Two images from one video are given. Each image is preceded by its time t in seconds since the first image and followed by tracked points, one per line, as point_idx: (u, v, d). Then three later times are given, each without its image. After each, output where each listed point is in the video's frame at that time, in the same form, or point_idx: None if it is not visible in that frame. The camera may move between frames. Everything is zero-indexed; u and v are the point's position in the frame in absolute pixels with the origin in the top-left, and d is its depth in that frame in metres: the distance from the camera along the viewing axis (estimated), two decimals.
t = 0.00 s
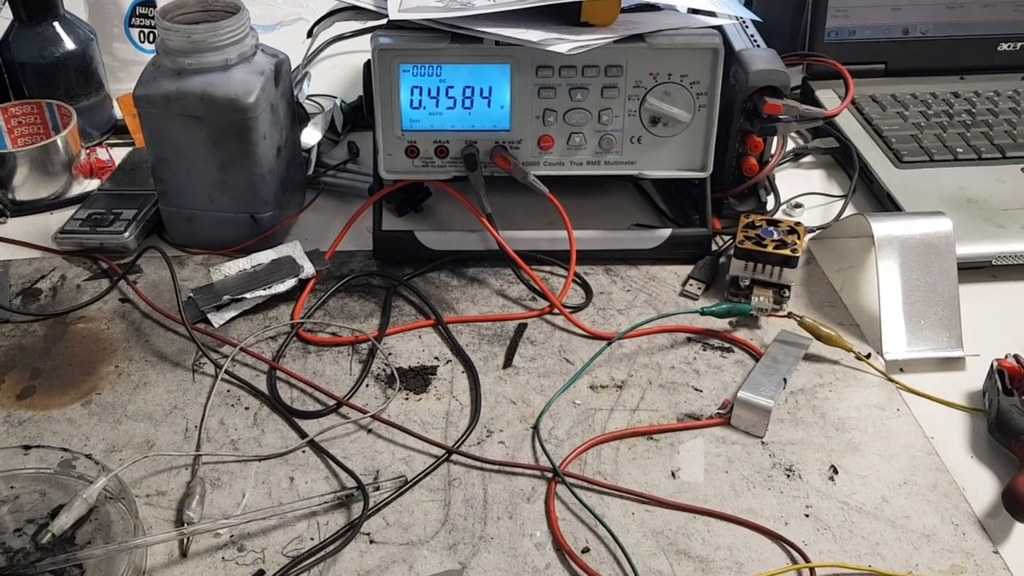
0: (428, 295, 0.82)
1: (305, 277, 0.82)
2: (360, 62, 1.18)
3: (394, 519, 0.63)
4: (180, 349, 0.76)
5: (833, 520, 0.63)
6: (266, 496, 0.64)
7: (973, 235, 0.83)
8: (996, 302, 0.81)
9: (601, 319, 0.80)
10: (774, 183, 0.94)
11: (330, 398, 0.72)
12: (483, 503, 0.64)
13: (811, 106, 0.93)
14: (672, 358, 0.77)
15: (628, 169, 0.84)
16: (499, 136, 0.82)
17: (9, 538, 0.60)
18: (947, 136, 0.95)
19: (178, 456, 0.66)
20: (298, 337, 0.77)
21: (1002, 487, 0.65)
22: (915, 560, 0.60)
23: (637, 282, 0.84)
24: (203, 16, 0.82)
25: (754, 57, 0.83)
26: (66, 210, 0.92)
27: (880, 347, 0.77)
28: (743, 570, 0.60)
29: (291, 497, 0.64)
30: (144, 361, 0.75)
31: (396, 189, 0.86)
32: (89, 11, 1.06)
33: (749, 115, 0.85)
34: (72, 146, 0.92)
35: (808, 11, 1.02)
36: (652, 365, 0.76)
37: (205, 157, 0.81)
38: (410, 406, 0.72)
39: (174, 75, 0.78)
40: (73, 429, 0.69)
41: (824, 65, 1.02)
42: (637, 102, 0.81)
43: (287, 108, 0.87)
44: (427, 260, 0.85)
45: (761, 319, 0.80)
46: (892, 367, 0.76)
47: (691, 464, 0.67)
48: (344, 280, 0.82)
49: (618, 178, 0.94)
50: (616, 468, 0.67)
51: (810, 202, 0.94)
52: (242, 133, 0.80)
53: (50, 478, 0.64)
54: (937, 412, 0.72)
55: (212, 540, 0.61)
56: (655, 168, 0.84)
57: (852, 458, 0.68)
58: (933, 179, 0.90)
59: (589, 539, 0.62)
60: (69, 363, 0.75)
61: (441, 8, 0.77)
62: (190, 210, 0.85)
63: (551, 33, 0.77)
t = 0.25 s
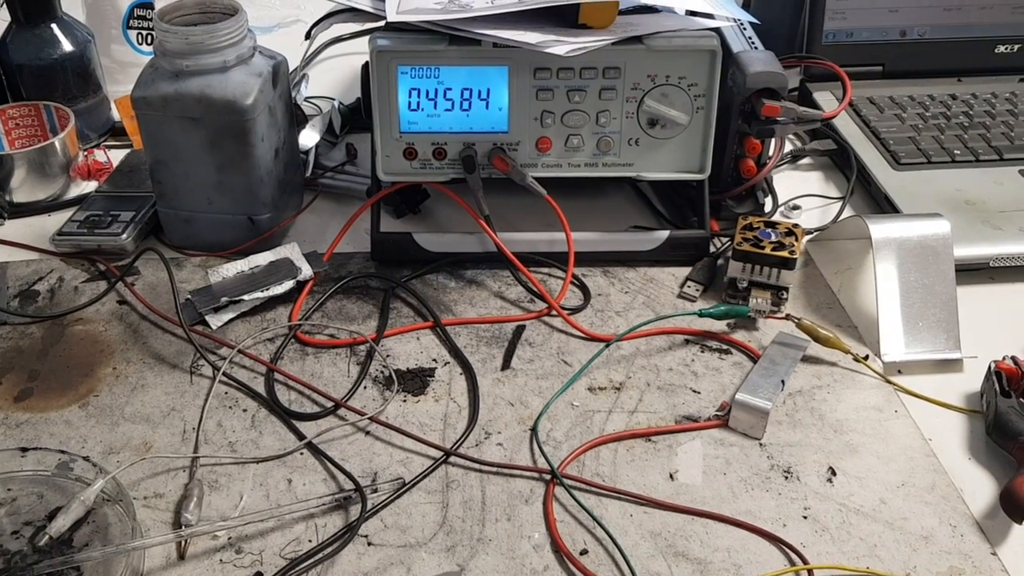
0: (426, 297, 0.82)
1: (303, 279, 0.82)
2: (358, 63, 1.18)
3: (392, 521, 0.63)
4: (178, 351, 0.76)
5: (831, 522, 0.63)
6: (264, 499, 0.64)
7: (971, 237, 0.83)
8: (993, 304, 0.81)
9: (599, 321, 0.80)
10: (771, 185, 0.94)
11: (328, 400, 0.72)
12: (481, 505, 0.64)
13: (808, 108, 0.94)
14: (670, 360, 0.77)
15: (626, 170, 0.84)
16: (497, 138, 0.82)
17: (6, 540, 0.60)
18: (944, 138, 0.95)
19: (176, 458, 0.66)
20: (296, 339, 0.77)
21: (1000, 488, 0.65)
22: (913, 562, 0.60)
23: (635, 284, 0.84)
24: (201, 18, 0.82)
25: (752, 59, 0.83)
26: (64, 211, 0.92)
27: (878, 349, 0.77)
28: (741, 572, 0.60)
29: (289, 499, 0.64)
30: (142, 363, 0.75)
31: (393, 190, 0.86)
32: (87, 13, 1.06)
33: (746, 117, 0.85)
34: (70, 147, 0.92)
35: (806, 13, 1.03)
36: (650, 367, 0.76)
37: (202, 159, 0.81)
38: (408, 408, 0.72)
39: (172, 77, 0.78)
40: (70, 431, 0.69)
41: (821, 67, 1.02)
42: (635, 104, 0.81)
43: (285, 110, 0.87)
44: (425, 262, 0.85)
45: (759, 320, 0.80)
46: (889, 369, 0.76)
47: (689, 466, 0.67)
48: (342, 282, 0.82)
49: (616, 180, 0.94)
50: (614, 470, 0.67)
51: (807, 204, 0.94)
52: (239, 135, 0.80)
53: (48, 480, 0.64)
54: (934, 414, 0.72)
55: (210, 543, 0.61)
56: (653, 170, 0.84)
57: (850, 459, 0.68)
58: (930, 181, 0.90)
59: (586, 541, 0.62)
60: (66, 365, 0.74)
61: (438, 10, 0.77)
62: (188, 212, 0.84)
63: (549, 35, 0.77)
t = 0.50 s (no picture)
0: (425, 298, 0.82)
1: (301, 280, 0.82)
2: (356, 65, 1.18)
3: (390, 523, 0.63)
4: (176, 352, 0.76)
5: (829, 523, 0.63)
6: (262, 500, 0.64)
7: (968, 238, 0.83)
8: (991, 305, 0.82)
9: (597, 323, 0.80)
10: (769, 186, 0.94)
11: (326, 401, 0.72)
12: (479, 507, 0.64)
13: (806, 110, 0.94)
14: (668, 361, 0.77)
15: (625, 172, 0.84)
16: (495, 139, 0.82)
17: (3, 542, 0.60)
18: (942, 139, 0.95)
19: (174, 460, 0.66)
20: (294, 340, 0.77)
21: (998, 489, 0.65)
22: (911, 563, 0.60)
23: (633, 285, 0.85)
24: (199, 19, 0.82)
25: (750, 61, 0.83)
26: (61, 213, 0.92)
27: (876, 350, 0.77)
28: (740, 573, 0.60)
29: (287, 500, 0.64)
30: (140, 364, 0.75)
31: (392, 192, 0.86)
32: (85, 14, 1.06)
33: (745, 119, 0.85)
34: (67, 149, 0.92)
35: (804, 15, 1.02)
36: (648, 368, 0.76)
37: (201, 160, 0.81)
38: (406, 409, 0.72)
39: (170, 78, 0.78)
40: (68, 432, 0.68)
41: (819, 69, 1.02)
42: (633, 105, 0.81)
43: (283, 111, 0.87)
44: (423, 264, 0.85)
45: (756, 322, 0.81)
46: (888, 370, 0.76)
47: (688, 467, 0.67)
48: (341, 284, 0.82)
49: (614, 181, 0.94)
50: (612, 471, 0.67)
51: (805, 206, 0.95)
52: (238, 136, 0.80)
53: (45, 482, 0.64)
54: (932, 415, 0.72)
55: (208, 544, 0.61)
56: (651, 171, 0.84)
57: (848, 461, 0.68)
58: (928, 182, 0.90)
59: (585, 543, 0.62)
60: (64, 366, 0.74)
61: (437, 12, 0.77)
62: (186, 213, 0.84)
63: (548, 37, 0.77)
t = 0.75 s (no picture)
0: (423, 300, 0.82)
1: (299, 282, 0.82)
2: (354, 66, 1.18)
3: (388, 525, 0.62)
4: (173, 354, 0.76)
5: (827, 525, 0.63)
6: (260, 502, 0.64)
7: (966, 239, 0.83)
8: (989, 307, 0.82)
9: (595, 324, 0.80)
10: (767, 188, 0.94)
11: (324, 403, 0.72)
12: (477, 508, 0.64)
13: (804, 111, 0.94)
14: (667, 363, 0.77)
15: (623, 174, 0.84)
16: (493, 141, 0.82)
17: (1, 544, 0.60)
18: (939, 141, 0.95)
19: (171, 462, 0.66)
20: (292, 342, 0.77)
21: (996, 491, 0.65)
22: (909, 565, 0.60)
23: (631, 286, 0.85)
24: (197, 20, 0.82)
25: (747, 62, 0.83)
26: (59, 214, 0.92)
27: (874, 351, 0.77)
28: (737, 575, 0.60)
29: (285, 502, 0.64)
30: (138, 366, 0.75)
31: (390, 193, 0.86)
32: (83, 16, 1.06)
33: (742, 120, 0.85)
34: (65, 150, 0.92)
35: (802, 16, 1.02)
36: (646, 370, 0.76)
37: (198, 162, 0.81)
38: (404, 411, 0.72)
39: (168, 80, 0.78)
40: (65, 434, 0.68)
41: (817, 70, 1.02)
42: (631, 107, 0.81)
43: (281, 112, 0.87)
44: (421, 265, 0.85)
45: (754, 323, 0.81)
46: (885, 372, 0.76)
47: (686, 468, 0.67)
48: (339, 285, 0.82)
49: (612, 183, 0.94)
50: (610, 473, 0.67)
51: (803, 207, 0.95)
52: (236, 138, 0.79)
53: (43, 483, 0.64)
54: (930, 416, 0.72)
55: (205, 546, 0.61)
56: (649, 172, 0.84)
57: (846, 462, 0.68)
58: (926, 183, 0.90)
59: (583, 544, 0.62)
60: (61, 368, 0.74)
61: (435, 14, 0.77)
62: (184, 215, 0.84)
63: (546, 38, 0.77)
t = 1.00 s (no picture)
0: (421, 301, 0.82)
1: (297, 283, 0.81)
2: (352, 68, 1.19)
3: (386, 526, 0.62)
4: (171, 356, 0.76)
5: (825, 526, 0.63)
6: (258, 504, 0.64)
7: (963, 240, 0.83)
8: (986, 308, 0.82)
9: (593, 325, 0.80)
10: (765, 189, 0.94)
11: (322, 405, 0.72)
12: (475, 510, 0.64)
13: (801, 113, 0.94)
14: (664, 364, 0.77)
15: (621, 175, 0.84)
16: (491, 142, 0.82)
17: None
18: (937, 143, 0.96)
19: (169, 463, 0.66)
20: (290, 343, 0.77)
21: (994, 492, 0.65)
22: (907, 566, 0.60)
23: (629, 288, 0.85)
24: (195, 22, 0.82)
25: (745, 64, 0.83)
26: (57, 216, 0.92)
27: (872, 353, 0.77)
28: None
29: (283, 504, 0.64)
30: (135, 367, 0.75)
31: (388, 195, 0.86)
32: (81, 17, 1.06)
33: (740, 121, 0.85)
34: (63, 151, 0.91)
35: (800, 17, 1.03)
36: (644, 371, 0.76)
37: (196, 163, 0.81)
38: (402, 412, 0.72)
39: (166, 81, 0.78)
40: (63, 436, 0.68)
41: (815, 72, 1.02)
42: (629, 108, 0.81)
43: (279, 114, 0.87)
44: (419, 266, 0.85)
45: (752, 324, 0.81)
46: (883, 373, 0.76)
47: (684, 470, 0.67)
48: (337, 286, 0.82)
49: (609, 184, 0.94)
50: (608, 474, 0.67)
51: (801, 208, 0.95)
52: (234, 139, 0.79)
53: (40, 485, 0.63)
54: (928, 418, 0.72)
55: (203, 548, 0.60)
56: (647, 174, 0.85)
57: (844, 463, 0.68)
58: (923, 185, 0.90)
59: (581, 545, 0.62)
60: (59, 369, 0.74)
61: (433, 15, 0.77)
62: (182, 216, 0.84)
63: (544, 40, 0.77)
